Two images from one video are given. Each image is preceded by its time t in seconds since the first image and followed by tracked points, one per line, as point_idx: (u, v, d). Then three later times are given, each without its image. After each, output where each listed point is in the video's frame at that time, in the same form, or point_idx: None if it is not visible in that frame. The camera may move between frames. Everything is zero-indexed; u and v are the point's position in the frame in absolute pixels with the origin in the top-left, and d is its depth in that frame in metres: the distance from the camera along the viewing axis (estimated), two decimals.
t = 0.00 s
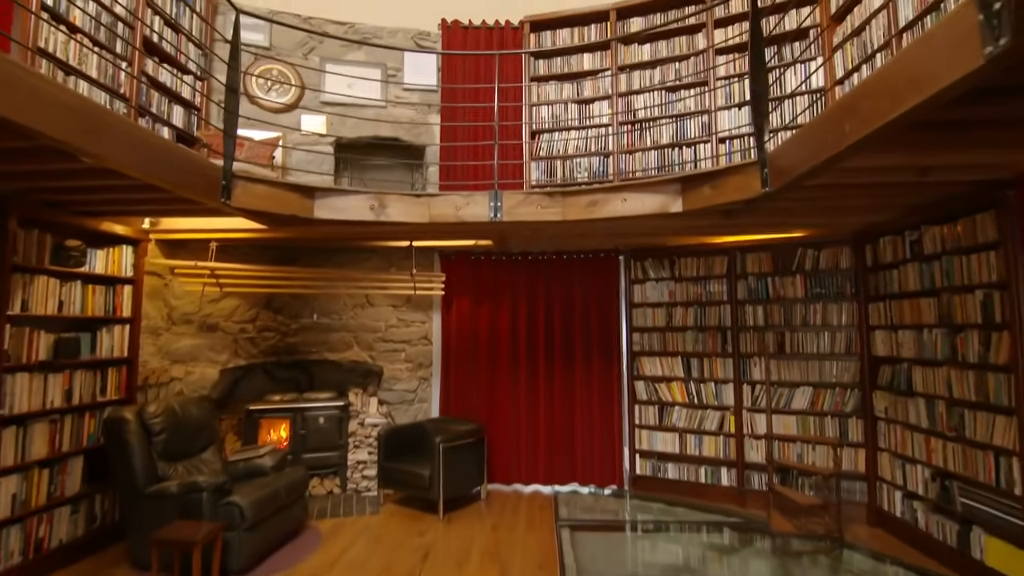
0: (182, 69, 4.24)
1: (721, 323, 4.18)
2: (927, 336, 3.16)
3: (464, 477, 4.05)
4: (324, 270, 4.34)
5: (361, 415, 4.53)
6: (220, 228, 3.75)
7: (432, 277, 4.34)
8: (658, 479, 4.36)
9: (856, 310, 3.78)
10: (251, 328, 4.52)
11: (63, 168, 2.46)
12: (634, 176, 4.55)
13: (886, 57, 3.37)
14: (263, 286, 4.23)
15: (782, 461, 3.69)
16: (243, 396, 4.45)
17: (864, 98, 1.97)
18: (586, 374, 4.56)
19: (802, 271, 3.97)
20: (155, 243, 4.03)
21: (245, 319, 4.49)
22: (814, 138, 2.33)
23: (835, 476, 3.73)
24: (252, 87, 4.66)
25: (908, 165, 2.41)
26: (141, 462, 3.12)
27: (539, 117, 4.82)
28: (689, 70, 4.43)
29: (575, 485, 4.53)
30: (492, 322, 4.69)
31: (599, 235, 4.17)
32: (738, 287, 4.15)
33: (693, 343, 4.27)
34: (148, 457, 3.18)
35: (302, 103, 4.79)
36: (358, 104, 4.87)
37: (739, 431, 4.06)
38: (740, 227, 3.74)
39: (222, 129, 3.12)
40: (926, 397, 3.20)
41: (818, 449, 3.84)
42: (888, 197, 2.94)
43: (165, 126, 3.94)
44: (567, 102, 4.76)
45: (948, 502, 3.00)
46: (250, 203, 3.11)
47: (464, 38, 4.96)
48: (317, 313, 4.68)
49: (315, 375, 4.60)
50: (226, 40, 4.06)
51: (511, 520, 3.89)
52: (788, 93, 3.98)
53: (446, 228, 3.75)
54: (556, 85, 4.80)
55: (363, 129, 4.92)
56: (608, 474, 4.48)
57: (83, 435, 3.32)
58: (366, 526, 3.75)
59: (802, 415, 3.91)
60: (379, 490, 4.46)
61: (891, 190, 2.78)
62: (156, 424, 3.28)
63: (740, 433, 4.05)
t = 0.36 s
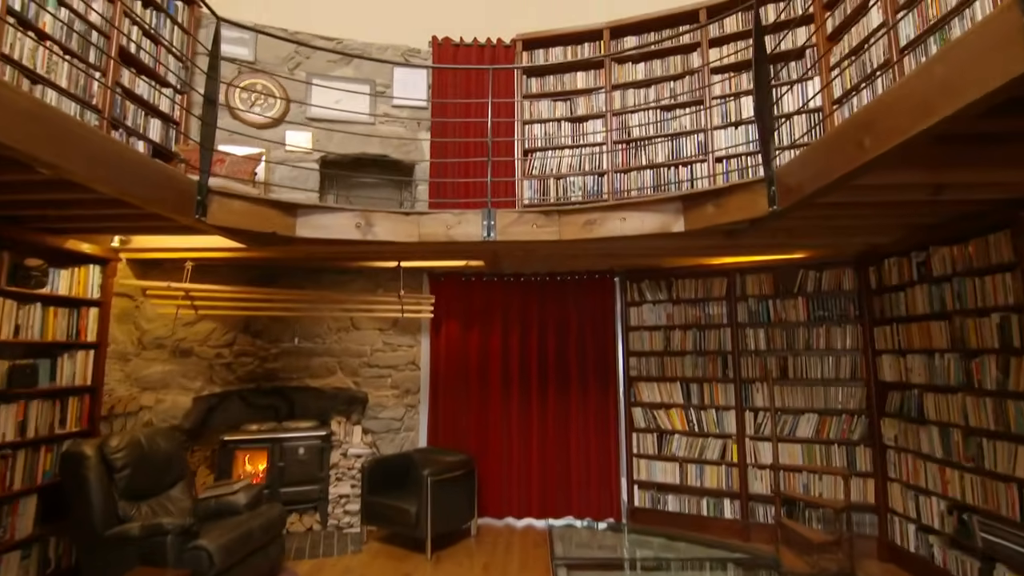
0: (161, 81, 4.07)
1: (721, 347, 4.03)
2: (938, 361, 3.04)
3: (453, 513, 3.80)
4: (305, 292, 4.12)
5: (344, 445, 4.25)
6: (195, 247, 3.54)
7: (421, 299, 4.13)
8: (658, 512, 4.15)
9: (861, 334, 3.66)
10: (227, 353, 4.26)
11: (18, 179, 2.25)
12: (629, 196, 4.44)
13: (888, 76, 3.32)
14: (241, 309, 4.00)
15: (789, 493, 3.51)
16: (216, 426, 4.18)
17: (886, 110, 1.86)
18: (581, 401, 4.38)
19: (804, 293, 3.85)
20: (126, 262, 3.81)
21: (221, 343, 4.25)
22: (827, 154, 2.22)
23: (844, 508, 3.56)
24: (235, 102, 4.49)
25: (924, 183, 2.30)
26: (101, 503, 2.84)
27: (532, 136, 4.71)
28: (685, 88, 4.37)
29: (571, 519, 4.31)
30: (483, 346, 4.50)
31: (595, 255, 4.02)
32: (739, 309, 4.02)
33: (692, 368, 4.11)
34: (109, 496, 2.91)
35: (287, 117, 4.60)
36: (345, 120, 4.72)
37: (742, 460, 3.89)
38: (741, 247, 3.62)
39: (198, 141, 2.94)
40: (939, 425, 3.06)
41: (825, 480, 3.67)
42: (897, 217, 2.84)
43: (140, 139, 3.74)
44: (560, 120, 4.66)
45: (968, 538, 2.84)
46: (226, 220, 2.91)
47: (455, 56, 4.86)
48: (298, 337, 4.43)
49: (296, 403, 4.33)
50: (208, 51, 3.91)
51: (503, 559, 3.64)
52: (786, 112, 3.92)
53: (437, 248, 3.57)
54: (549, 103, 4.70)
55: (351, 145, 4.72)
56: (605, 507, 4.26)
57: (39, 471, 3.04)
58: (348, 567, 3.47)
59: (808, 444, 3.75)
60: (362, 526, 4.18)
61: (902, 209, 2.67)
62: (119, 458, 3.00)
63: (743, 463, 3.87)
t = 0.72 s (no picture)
0: (132, 91, 3.88)
1: (717, 372, 3.89)
2: (945, 387, 2.92)
3: (435, 552, 3.53)
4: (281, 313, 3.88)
5: (318, 478, 4.04)
6: (161, 264, 3.29)
7: (405, 320, 3.90)
8: (654, 547, 3.92)
9: (862, 358, 3.55)
10: (195, 378, 3.97)
11: None
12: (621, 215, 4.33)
13: (884, 94, 3.27)
14: (210, 331, 3.75)
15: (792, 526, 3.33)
16: (183, 455, 3.90)
17: (902, 122, 1.75)
18: (572, 429, 4.19)
19: (801, 316, 3.74)
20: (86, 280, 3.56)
21: (189, 367, 3.95)
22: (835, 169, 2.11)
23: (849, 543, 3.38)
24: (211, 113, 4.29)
25: (938, 200, 2.19)
26: (41, 549, 2.53)
27: (521, 155, 4.59)
28: (676, 107, 4.31)
29: (560, 556, 4.07)
30: (469, 371, 4.30)
31: (587, 275, 3.87)
32: (735, 332, 3.89)
33: (687, 394, 3.95)
34: (51, 539, 2.60)
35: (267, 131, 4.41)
36: (328, 135, 4.54)
37: (741, 491, 3.71)
38: (738, 267, 3.50)
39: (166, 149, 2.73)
40: (948, 453, 2.93)
41: (829, 511, 3.51)
42: (903, 236, 2.74)
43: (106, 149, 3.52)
44: (549, 137, 4.56)
45: None
46: (193, 234, 2.69)
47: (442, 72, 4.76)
48: (272, 361, 4.17)
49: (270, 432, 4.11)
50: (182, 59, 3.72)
51: None
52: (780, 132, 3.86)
53: (422, 266, 3.38)
54: (538, 120, 4.60)
55: (335, 159, 4.56)
56: (597, 542, 4.04)
57: None
58: None
59: (809, 473, 3.59)
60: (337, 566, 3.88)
61: (909, 228, 2.57)
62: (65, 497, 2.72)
63: (742, 494, 3.69)
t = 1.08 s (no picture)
0: (90, 97, 3.63)
1: (706, 399, 3.74)
2: (944, 416, 2.82)
3: None
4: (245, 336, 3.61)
5: (282, 515, 3.74)
6: (112, 282, 3.01)
7: (380, 344, 3.67)
8: None
9: (855, 386, 3.45)
10: (148, 407, 3.64)
11: None
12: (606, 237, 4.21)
13: (872, 117, 3.24)
14: (166, 355, 3.45)
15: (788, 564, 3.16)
16: (131, 493, 3.61)
17: (923, 135, 1.66)
18: (556, 460, 3.98)
19: (792, 341, 3.64)
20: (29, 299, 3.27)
21: (142, 395, 3.63)
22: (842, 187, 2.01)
23: None
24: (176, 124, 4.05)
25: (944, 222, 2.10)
26: None
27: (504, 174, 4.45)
28: (662, 128, 4.25)
29: None
30: (447, 399, 4.08)
31: (572, 298, 3.71)
32: (724, 358, 3.77)
33: (676, 423, 3.80)
34: None
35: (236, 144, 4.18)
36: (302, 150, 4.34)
37: (733, 526, 3.54)
38: (729, 291, 3.38)
39: (119, 157, 2.50)
40: (949, 486, 2.81)
41: (825, 547, 3.36)
42: (901, 258, 2.66)
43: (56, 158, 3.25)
44: (533, 156, 4.44)
45: None
46: (147, 250, 2.45)
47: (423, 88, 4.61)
48: (235, 389, 3.88)
49: (230, 465, 3.83)
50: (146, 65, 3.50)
51: None
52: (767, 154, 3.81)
53: (400, 287, 3.18)
54: (522, 138, 4.49)
55: (310, 173, 4.31)
56: None
57: None
58: None
59: (804, 506, 3.44)
60: None
61: (909, 251, 2.47)
62: None
63: (734, 529, 3.52)
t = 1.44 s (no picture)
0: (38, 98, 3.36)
1: (694, 424, 3.61)
2: (942, 442, 2.73)
3: None
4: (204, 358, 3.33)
5: (240, 554, 3.31)
6: (53, 298, 2.72)
7: (352, 366, 3.44)
8: None
9: (846, 410, 3.36)
10: (93, 435, 3.30)
11: None
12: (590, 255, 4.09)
13: (860, 136, 3.20)
14: (114, 378, 3.14)
15: None
16: (69, 532, 3.16)
17: (941, 148, 1.56)
18: (539, 491, 3.78)
19: (781, 364, 3.54)
20: None
21: (87, 423, 3.29)
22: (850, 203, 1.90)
23: None
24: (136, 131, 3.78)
25: (951, 240, 2.01)
26: None
27: (484, 190, 4.30)
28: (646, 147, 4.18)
29: None
30: (423, 426, 3.84)
31: (557, 318, 3.55)
32: (712, 381, 3.64)
33: (664, 449, 3.65)
34: None
35: (201, 152, 3.94)
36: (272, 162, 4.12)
37: (725, 558, 3.38)
38: (719, 311, 3.27)
39: (64, 159, 2.26)
40: (950, 515, 2.71)
41: None
42: (898, 279, 2.58)
43: None
44: (515, 171, 4.32)
45: None
46: (91, 262, 2.20)
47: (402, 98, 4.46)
48: (191, 415, 3.57)
49: (183, 499, 3.42)
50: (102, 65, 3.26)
51: None
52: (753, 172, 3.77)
53: (375, 305, 2.96)
54: (503, 153, 4.36)
55: (279, 184, 4.09)
56: None
57: None
58: None
59: (797, 536, 3.31)
60: None
61: (908, 271, 2.39)
62: None
63: (726, 561, 3.36)
